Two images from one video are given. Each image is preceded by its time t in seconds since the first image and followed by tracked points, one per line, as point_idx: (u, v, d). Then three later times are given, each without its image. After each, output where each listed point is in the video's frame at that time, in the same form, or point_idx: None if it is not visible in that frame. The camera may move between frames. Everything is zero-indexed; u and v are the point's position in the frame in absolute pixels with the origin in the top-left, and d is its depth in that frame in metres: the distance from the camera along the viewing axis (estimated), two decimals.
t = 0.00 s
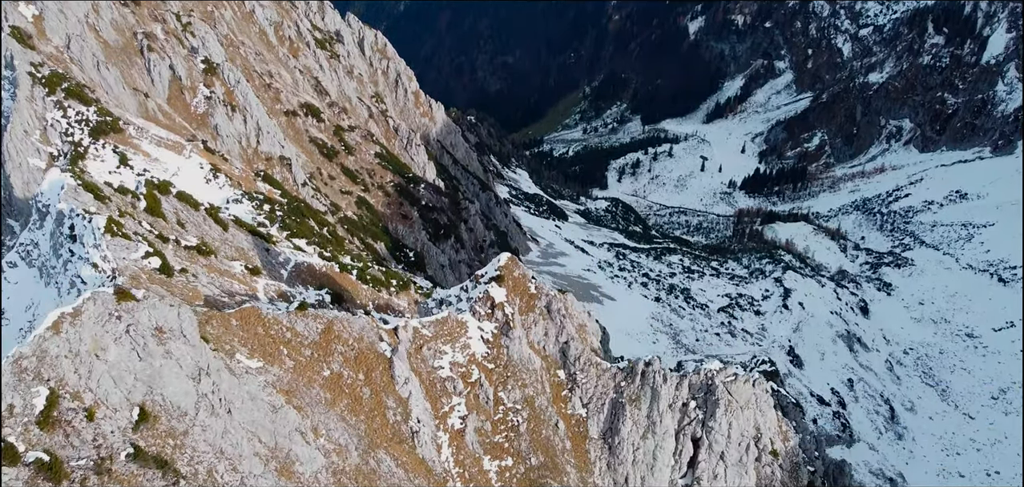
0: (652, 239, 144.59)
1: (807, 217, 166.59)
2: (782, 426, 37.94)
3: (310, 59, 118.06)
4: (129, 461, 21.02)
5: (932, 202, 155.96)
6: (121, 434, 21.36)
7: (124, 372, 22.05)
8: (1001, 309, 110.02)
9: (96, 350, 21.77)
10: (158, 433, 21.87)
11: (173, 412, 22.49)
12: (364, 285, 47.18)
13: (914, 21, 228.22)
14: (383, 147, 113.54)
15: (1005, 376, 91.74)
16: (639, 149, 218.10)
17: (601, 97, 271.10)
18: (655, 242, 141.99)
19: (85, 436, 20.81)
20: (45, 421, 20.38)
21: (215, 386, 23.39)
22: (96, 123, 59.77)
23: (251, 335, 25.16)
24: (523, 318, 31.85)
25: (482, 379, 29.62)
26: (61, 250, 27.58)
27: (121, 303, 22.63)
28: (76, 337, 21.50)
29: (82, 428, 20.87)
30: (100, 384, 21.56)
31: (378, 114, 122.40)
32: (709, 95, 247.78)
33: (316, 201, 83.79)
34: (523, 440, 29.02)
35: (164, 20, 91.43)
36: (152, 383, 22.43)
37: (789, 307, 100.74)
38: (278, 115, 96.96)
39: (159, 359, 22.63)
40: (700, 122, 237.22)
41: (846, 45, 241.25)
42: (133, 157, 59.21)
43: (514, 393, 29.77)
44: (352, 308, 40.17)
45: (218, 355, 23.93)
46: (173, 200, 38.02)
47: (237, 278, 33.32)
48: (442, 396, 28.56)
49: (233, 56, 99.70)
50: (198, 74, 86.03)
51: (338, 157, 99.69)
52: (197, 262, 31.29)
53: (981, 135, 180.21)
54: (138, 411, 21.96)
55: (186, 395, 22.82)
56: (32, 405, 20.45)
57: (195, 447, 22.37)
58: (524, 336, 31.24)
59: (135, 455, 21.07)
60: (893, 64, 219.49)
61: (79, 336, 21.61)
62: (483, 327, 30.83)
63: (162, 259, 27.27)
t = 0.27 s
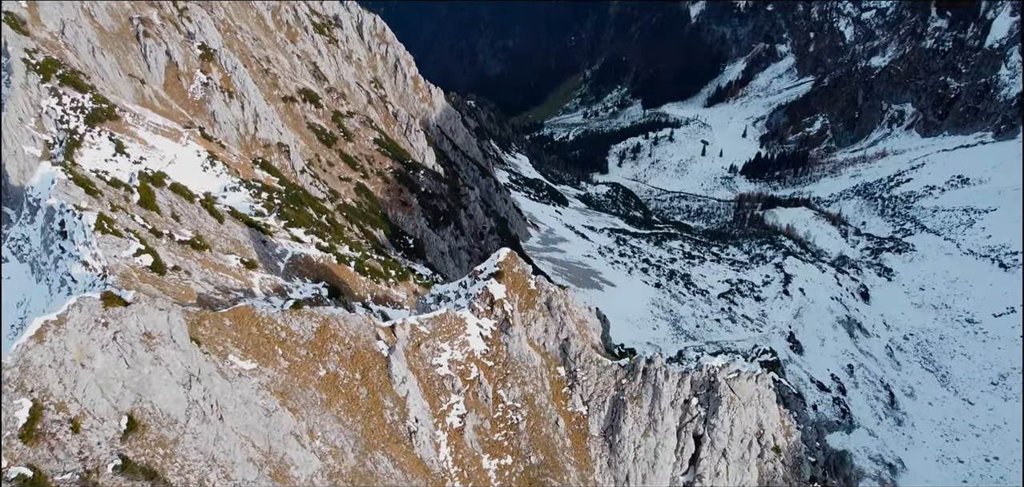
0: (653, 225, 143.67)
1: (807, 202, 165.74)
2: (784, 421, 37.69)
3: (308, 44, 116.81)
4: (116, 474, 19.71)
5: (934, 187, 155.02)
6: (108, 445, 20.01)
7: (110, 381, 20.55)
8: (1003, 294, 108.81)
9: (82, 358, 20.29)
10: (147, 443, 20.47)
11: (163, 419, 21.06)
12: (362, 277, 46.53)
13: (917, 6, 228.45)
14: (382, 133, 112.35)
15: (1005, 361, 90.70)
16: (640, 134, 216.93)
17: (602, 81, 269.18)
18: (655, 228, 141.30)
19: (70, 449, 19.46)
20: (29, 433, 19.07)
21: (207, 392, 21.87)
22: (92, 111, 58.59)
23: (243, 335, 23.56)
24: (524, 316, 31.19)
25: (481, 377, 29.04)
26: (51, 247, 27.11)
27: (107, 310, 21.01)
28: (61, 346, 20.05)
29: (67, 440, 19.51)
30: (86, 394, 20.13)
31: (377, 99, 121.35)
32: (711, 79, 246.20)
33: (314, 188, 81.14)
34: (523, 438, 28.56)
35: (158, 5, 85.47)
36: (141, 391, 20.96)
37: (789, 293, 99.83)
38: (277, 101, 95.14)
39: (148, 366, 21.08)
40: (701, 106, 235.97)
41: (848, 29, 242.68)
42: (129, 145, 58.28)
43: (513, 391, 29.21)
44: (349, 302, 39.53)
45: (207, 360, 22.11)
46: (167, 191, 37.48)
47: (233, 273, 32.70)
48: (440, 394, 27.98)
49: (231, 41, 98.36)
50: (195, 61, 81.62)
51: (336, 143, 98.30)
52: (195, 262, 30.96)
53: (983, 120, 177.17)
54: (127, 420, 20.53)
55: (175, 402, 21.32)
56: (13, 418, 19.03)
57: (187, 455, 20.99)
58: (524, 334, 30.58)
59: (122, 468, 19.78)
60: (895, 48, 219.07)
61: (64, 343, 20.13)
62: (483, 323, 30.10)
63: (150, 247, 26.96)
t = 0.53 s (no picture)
0: (653, 210, 142.83)
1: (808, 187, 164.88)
2: (787, 416, 37.18)
3: (306, 29, 115.40)
4: None
5: (935, 172, 154.12)
6: (94, 458, 19.38)
7: (97, 391, 19.75)
8: (1003, 280, 108.22)
9: (66, 369, 19.42)
10: (136, 454, 19.82)
11: (152, 428, 20.32)
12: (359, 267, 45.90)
13: None
14: (381, 119, 111.16)
15: (1005, 347, 90.27)
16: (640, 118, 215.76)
17: (603, 65, 268.33)
18: (655, 213, 140.54)
19: (55, 462, 18.86)
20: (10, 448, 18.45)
21: (197, 400, 21.08)
22: (87, 98, 57.25)
23: (236, 336, 22.84)
24: (523, 314, 30.58)
25: (480, 376, 28.58)
26: (40, 244, 26.61)
27: (94, 317, 19.94)
28: (46, 355, 19.19)
29: (51, 455, 18.88)
30: (71, 405, 19.35)
31: (375, 85, 120.19)
32: (712, 63, 244.99)
33: (312, 176, 79.01)
34: (522, 437, 28.20)
35: None
36: (128, 400, 20.16)
37: (790, 279, 99.24)
38: (275, 87, 93.71)
39: (136, 374, 20.21)
40: (702, 90, 234.81)
41: (850, 13, 241.10)
42: (126, 133, 56.91)
43: (512, 389, 28.80)
44: (347, 296, 38.89)
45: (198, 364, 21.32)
46: (161, 185, 36.81)
47: (228, 269, 32.28)
48: (438, 393, 27.52)
49: (228, 26, 97.00)
50: (191, 46, 78.95)
51: (335, 130, 96.87)
52: (188, 257, 30.45)
53: (986, 104, 175.28)
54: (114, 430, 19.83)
55: (165, 410, 20.57)
56: None
57: (177, 465, 20.40)
58: (524, 333, 29.98)
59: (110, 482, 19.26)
60: (897, 32, 217.45)
61: (47, 354, 19.24)
62: (481, 321, 29.56)
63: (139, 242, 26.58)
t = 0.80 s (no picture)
0: (654, 196, 142.00)
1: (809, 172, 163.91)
2: (789, 412, 36.89)
3: (304, 15, 114.14)
4: None
5: (936, 158, 153.28)
6: (79, 473, 18.80)
7: (82, 402, 19.19)
8: (1003, 267, 107.61)
9: (49, 381, 18.84)
10: (123, 468, 19.33)
11: (140, 438, 19.87)
12: (356, 259, 45.32)
13: None
14: (380, 106, 110.08)
15: (1005, 333, 89.86)
16: (641, 102, 214.65)
17: (603, 50, 267.69)
18: (656, 199, 139.81)
19: (38, 482, 18.24)
20: None
21: (188, 408, 20.63)
22: (82, 86, 56.50)
23: (229, 338, 22.36)
24: (521, 313, 30.07)
25: (478, 376, 28.09)
26: (28, 244, 25.92)
27: (78, 327, 19.37)
28: (28, 367, 18.57)
29: (33, 471, 18.28)
30: (55, 419, 18.80)
31: (374, 71, 119.12)
32: (713, 47, 243.85)
33: (311, 163, 75.79)
34: (521, 437, 27.78)
35: None
36: (116, 410, 19.68)
37: (790, 265, 98.71)
38: (273, 73, 92.60)
39: (123, 384, 19.69)
40: (703, 75, 233.66)
41: None
42: (121, 120, 56.07)
43: (511, 388, 28.38)
44: (343, 290, 38.64)
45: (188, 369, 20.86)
46: (154, 178, 36.14)
47: (223, 264, 31.73)
48: (436, 392, 27.07)
49: (224, 12, 95.76)
50: (187, 32, 77.36)
51: (333, 116, 95.27)
52: (182, 253, 29.96)
53: (988, 89, 173.97)
54: (100, 443, 19.27)
55: (154, 420, 20.09)
56: None
57: (166, 476, 19.98)
58: (523, 332, 29.52)
59: None
60: (900, 16, 215.96)
61: (29, 366, 18.65)
62: (479, 320, 29.03)
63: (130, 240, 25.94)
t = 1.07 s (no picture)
0: (654, 181, 141.19)
1: (810, 157, 163.04)
2: (790, 408, 36.59)
3: None
4: None
5: (938, 142, 152.32)
6: None
7: (68, 415, 18.60)
8: (1004, 253, 106.98)
9: (32, 395, 18.25)
10: (110, 481, 18.74)
11: (128, 451, 19.23)
12: (353, 251, 44.80)
13: None
14: (378, 92, 108.99)
15: (1005, 319, 89.30)
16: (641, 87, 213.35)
17: (604, 34, 266.31)
18: (656, 185, 139.02)
19: None
20: None
21: (177, 418, 20.01)
22: (77, 73, 55.62)
23: (222, 341, 21.92)
24: (520, 311, 29.65)
25: (477, 375, 27.67)
26: (15, 242, 25.39)
27: (63, 338, 18.68)
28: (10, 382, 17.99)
29: None
30: (38, 434, 18.25)
31: (373, 56, 117.93)
32: (714, 31, 242.32)
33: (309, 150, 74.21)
34: (520, 437, 27.36)
35: None
36: (103, 423, 19.05)
37: (790, 251, 98.06)
38: (270, 59, 91.56)
39: (110, 396, 19.04)
40: (704, 59, 232.31)
41: None
42: (117, 108, 55.26)
43: (510, 387, 27.95)
44: (340, 284, 37.74)
45: (178, 376, 20.36)
46: (147, 171, 35.66)
47: (217, 261, 31.29)
48: (433, 392, 26.63)
49: None
50: (183, 17, 75.58)
51: (331, 103, 93.56)
52: (173, 249, 29.45)
53: (990, 74, 172.87)
54: (86, 458, 18.73)
55: (142, 431, 19.42)
56: None
57: None
58: (523, 330, 29.11)
59: None
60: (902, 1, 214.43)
61: (10, 380, 18.07)
62: (477, 318, 28.57)
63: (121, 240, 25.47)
